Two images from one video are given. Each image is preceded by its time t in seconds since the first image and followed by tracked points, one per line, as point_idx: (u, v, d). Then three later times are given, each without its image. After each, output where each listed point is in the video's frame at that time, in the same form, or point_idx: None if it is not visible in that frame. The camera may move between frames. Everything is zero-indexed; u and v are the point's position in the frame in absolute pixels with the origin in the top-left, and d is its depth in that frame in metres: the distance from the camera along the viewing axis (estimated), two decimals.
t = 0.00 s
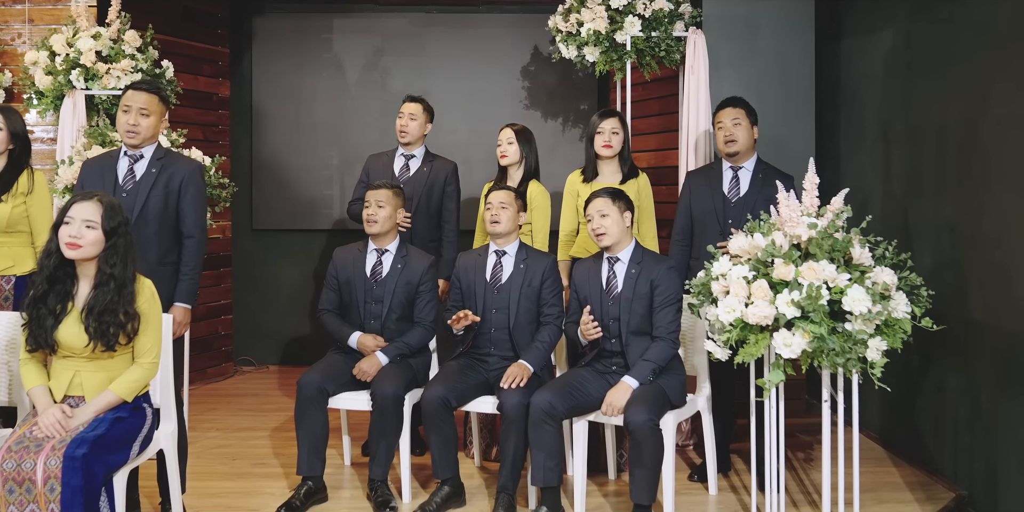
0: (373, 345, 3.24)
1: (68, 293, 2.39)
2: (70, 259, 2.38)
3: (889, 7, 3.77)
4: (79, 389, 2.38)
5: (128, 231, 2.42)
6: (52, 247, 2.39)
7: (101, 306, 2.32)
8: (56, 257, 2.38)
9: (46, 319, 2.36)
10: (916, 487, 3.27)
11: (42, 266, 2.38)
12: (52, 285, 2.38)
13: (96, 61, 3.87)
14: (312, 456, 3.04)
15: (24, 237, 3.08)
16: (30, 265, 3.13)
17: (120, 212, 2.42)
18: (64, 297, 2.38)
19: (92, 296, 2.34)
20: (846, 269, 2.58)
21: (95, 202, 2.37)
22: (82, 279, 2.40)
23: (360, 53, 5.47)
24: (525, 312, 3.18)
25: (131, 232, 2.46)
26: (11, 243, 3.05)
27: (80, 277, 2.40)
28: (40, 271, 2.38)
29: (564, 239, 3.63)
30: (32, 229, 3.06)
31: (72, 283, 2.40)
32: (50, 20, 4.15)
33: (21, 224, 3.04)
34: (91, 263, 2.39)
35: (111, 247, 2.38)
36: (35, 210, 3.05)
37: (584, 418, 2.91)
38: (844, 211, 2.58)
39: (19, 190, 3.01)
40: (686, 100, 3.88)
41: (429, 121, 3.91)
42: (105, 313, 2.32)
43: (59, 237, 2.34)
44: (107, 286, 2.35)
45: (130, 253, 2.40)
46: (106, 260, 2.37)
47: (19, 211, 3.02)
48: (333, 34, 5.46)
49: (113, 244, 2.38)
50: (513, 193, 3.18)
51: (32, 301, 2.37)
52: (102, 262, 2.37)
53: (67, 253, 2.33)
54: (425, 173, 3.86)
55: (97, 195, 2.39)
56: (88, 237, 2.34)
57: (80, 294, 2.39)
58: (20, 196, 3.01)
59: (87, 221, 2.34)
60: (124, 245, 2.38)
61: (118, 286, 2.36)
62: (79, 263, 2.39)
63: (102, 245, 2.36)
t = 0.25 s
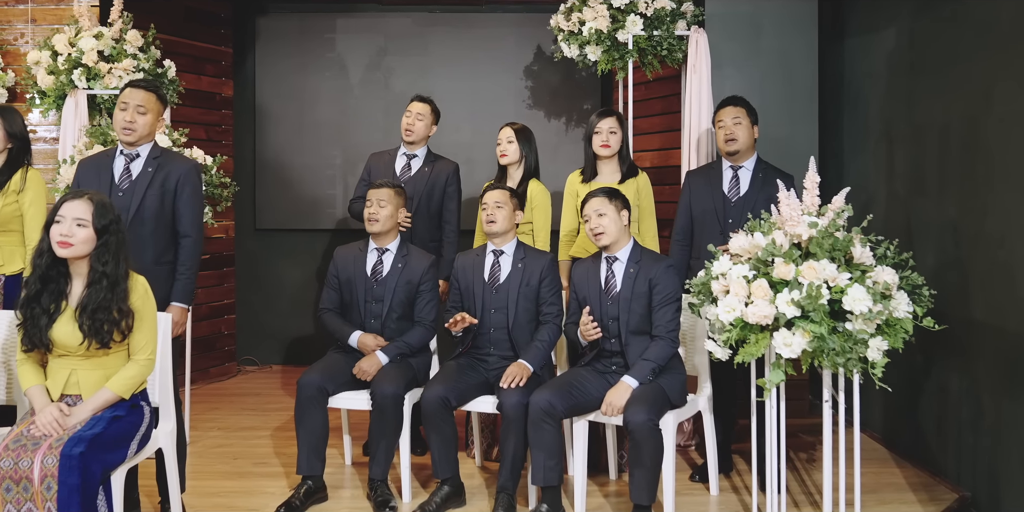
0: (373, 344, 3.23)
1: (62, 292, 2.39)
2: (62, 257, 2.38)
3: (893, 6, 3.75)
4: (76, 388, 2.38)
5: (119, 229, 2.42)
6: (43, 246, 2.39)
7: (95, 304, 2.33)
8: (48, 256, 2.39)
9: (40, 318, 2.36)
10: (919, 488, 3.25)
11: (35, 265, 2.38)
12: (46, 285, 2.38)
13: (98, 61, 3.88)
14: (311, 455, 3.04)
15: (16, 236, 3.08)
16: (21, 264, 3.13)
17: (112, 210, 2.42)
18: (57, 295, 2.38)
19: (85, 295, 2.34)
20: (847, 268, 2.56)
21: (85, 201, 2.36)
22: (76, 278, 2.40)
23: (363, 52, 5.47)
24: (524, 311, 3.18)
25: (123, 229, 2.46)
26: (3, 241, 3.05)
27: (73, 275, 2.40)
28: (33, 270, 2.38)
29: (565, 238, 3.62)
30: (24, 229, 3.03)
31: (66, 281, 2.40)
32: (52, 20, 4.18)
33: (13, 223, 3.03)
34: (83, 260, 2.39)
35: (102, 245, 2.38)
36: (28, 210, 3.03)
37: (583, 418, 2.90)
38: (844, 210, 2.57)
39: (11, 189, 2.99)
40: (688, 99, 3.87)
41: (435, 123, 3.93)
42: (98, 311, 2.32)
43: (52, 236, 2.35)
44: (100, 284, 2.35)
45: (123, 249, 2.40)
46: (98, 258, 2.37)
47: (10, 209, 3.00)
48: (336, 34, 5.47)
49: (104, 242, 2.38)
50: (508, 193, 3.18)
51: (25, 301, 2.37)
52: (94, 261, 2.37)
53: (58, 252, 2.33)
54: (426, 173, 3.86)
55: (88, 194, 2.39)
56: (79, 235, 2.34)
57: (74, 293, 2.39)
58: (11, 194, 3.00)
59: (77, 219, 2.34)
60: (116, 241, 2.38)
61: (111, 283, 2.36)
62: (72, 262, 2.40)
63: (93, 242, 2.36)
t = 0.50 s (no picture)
0: (377, 343, 3.23)
1: (57, 290, 2.39)
2: (56, 256, 2.38)
3: (898, 5, 3.73)
4: (76, 385, 2.39)
5: (112, 226, 2.42)
6: (37, 244, 2.39)
7: (91, 302, 2.33)
8: (41, 255, 2.39)
9: (37, 317, 2.36)
10: (924, 489, 3.24)
11: (29, 264, 2.38)
12: (41, 284, 2.39)
13: (103, 60, 3.89)
14: (314, 454, 3.04)
15: (11, 235, 3.08)
16: (14, 263, 3.12)
17: (104, 208, 2.42)
18: (54, 294, 2.38)
19: (81, 292, 2.35)
20: (850, 267, 2.55)
21: (77, 199, 2.37)
22: (71, 276, 2.40)
23: (368, 52, 5.48)
24: (526, 311, 3.18)
25: (116, 226, 2.47)
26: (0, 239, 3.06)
27: (69, 274, 2.40)
28: (28, 270, 2.39)
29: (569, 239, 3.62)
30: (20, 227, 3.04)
31: (61, 280, 2.40)
32: (58, 19, 4.23)
33: (10, 221, 3.04)
34: (77, 258, 2.40)
35: (96, 242, 2.38)
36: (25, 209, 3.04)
37: (586, 417, 2.90)
38: (848, 209, 2.56)
39: (9, 186, 2.99)
40: (693, 99, 3.86)
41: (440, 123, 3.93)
42: (94, 308, 2.33)
43: (44, 235, 2.35)
44: (94, 281, 2.36)
45: (117, 246, 2.41)
46: (91, 256, 2.37)
47: (8, 207, 3.01)
48: (342, 33, 5.47)
49: (96, 239, 2.38)
50: (508, 192, 3.18)
51: (21, 300, 2.38)
52: (88, 258, 2.37)
53: (52, 250, 2.33)
54: (430, 172, 3.86)
55: (81, 192, 2.39)
56: (72, 233, 2.34)
57: (70, 291, 2.40)
58: (9, 192, 3.00)
59: (70, 217, 2.34)
60: (109, 238, 2.39)
61: (106, 281, 2.37)
62: (66, 260, 2.40)
63: (87, 240, 2.37)
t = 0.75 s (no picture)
0: (383, 340, 3.25)
1: (59, 288, 2.41)
2: (56, 254, 2.40)
3: (905, 3, 3.72)
4: (82, 382, 2.40)
5: (112, 223, 2.44)
6: (38, 244, 2.40)
7: (92, 298, 2.35)
8: (42, 254, 2.40)
9: (40, 315, 2.38)
10: (931, 488, 3.23)
11: (30, 264, 2.40)
12: (43, 283, 2.40)
13: (112, 59, 3.92)
14: (321, 451, 3.05)
15: (17, 233, 3.06)
16: (20, 261, 3.10)
17: (103, 206, 2.43)
18: (56, 293, 2.40)
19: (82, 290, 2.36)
20: (856, 266, 2.55)
21: (76, 197, 2.38)
22: (72, 274, 2.42)
23: (375, 52, 5.49)
24: (533, 310, 3.18)
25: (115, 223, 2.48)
26: (6, 237, 3.05)
27: (70, 272, 2.42)
28: (29, 269, 2.40)
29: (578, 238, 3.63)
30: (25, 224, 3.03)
31: (63, 278, 2.42)
32: (67, 19, 4.26)
33: (15, 219, 3.04)
34: (78, 256, 2.41)
35: (96, 239, 2.40)
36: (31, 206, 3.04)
37: (592, 416, 2.90)
38: (854, 207, 2.56)
39: (14, 185, 3.01)
40: (700, 98, 3.86)
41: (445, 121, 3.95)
42: (96, 305, 2.35)
43: (45, 234, 2.37)
44: (94, 278, 2.37)
45: (116, 242, 2.42)
46: (91, 254, 2.38)
47: (13, 205, 3.02)
48: (349, 33, 5.49)
49: (96, 237, 2.40)
50: (515, 191, 3.18)
51: (24, 300, 2.40)
52: (88, 256, 2.39)
53: (52, 249, 2.35)
54: (436, 171, 3.87)
55: (79, 191, 2.41)
56: (72, 231, 2.36)
57: (72, 289, 2.41)
58: (14, 190, 3.01)
59: (68, 215, 2.35)
60: (107, 235, 2.40)
61: (106, 277, 2.38)
62: (67, 258, 2.41)
63: (86, 238, 2.38)
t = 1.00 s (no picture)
0: (390, 332, 3.25)
1: (69, 285, 2.42)
2: (66, 251, 2.41)
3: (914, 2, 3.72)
4: (93, 379, 2.42)
5: (120, 220, 2.44)
6: (47, 241, 2.42)
7: (102, 295, 2.36)
8: (52, 251, 2.42)
9: (50, 312, 2.40)
10: (940, 488, 3.22)
11: (40, 261, 2.42)
12: (52, 280, 2.42)
13: (122, 59, 3.95)
14: (330, 448, 3.07)
15: (36, 230, 3.11)
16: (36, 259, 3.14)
17: (111, 203, 2.45)
18: (65, 289, 2.42)
19: (92, 286, 2.38)
20: (865, 264, 2.55)
21: (85, 194, 2.40)
22: (82, 271, 2.44)
23: (384, 51, 5.51)
24: (541, 308, 3.19)
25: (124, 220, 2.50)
26: (23, 235, 3.09)
27: (80, 268, 2.44)
28: (39, 266, 2.42)
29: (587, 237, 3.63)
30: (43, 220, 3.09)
31: (73, 275, 2.44)
32: (78, 19, 4.28)
33: (33, 217, 3.08)
34: (87, 253, 2.43)
35: (104, 236, 2.41)
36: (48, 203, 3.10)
37: (600, 414, 2.91)
38: (863, 205, 2.55)
39: (32, 182, 3.05)
40: (708, 97, 3.86)
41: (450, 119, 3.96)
42: (106, 301, 2.36)
43: (54, 232, 2.38)
44: (104, 274, 2.39)
45: (124, 238, 2.44)
46: (100, 251, 2.39)
47: (31, 202, 3.06)
48: (357, 33, 5.51)
49: (105, 233, 2.41)
50: (527, 191, 3.17)
51: (35, 296, 2.42)
52: (97, 253, 2.40)
53: (62, 246, 2.37)
54: (443, 169, 3.88)
55: (87, 187, 2.42)
56: (81, 228, 2.38)
57: (82, 286, 2.43)
58: (32, 188, 3.05)
59: (78, 212, 2.37)
60: (117, 231, 2.41)
61: (115, 273, 2.40)
62: (76, 255, 2.43)
63: (95, 235, 2.40)
